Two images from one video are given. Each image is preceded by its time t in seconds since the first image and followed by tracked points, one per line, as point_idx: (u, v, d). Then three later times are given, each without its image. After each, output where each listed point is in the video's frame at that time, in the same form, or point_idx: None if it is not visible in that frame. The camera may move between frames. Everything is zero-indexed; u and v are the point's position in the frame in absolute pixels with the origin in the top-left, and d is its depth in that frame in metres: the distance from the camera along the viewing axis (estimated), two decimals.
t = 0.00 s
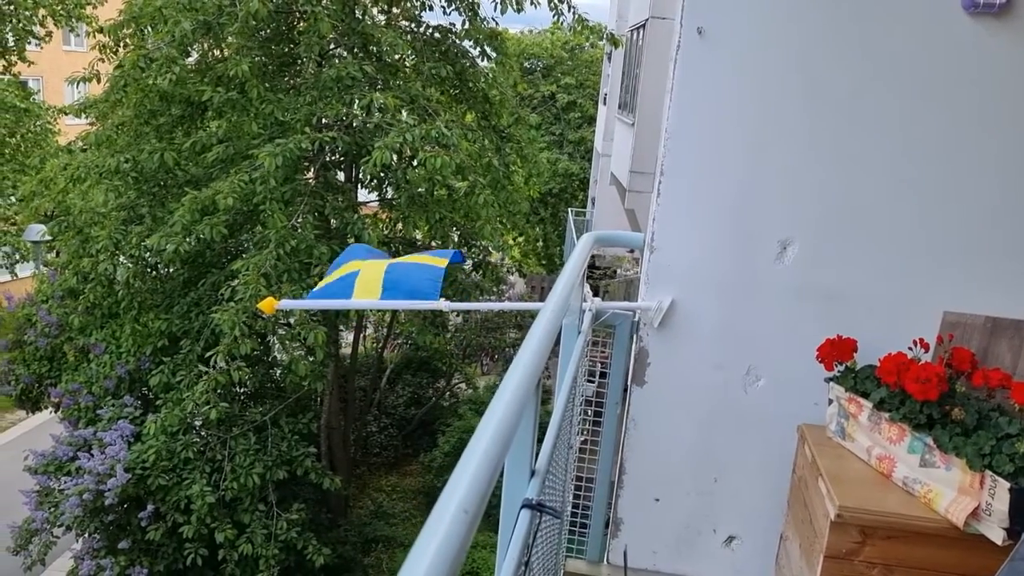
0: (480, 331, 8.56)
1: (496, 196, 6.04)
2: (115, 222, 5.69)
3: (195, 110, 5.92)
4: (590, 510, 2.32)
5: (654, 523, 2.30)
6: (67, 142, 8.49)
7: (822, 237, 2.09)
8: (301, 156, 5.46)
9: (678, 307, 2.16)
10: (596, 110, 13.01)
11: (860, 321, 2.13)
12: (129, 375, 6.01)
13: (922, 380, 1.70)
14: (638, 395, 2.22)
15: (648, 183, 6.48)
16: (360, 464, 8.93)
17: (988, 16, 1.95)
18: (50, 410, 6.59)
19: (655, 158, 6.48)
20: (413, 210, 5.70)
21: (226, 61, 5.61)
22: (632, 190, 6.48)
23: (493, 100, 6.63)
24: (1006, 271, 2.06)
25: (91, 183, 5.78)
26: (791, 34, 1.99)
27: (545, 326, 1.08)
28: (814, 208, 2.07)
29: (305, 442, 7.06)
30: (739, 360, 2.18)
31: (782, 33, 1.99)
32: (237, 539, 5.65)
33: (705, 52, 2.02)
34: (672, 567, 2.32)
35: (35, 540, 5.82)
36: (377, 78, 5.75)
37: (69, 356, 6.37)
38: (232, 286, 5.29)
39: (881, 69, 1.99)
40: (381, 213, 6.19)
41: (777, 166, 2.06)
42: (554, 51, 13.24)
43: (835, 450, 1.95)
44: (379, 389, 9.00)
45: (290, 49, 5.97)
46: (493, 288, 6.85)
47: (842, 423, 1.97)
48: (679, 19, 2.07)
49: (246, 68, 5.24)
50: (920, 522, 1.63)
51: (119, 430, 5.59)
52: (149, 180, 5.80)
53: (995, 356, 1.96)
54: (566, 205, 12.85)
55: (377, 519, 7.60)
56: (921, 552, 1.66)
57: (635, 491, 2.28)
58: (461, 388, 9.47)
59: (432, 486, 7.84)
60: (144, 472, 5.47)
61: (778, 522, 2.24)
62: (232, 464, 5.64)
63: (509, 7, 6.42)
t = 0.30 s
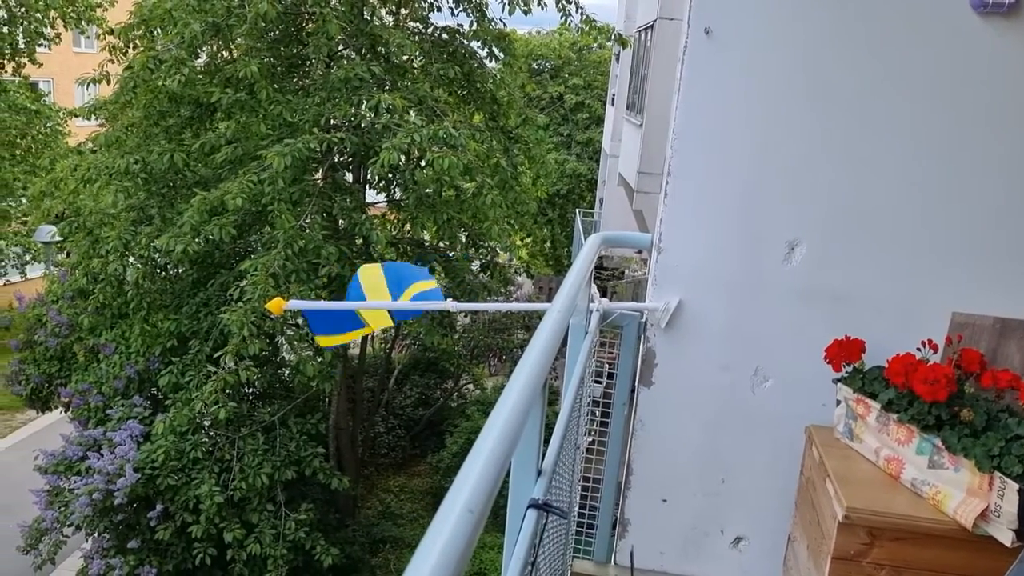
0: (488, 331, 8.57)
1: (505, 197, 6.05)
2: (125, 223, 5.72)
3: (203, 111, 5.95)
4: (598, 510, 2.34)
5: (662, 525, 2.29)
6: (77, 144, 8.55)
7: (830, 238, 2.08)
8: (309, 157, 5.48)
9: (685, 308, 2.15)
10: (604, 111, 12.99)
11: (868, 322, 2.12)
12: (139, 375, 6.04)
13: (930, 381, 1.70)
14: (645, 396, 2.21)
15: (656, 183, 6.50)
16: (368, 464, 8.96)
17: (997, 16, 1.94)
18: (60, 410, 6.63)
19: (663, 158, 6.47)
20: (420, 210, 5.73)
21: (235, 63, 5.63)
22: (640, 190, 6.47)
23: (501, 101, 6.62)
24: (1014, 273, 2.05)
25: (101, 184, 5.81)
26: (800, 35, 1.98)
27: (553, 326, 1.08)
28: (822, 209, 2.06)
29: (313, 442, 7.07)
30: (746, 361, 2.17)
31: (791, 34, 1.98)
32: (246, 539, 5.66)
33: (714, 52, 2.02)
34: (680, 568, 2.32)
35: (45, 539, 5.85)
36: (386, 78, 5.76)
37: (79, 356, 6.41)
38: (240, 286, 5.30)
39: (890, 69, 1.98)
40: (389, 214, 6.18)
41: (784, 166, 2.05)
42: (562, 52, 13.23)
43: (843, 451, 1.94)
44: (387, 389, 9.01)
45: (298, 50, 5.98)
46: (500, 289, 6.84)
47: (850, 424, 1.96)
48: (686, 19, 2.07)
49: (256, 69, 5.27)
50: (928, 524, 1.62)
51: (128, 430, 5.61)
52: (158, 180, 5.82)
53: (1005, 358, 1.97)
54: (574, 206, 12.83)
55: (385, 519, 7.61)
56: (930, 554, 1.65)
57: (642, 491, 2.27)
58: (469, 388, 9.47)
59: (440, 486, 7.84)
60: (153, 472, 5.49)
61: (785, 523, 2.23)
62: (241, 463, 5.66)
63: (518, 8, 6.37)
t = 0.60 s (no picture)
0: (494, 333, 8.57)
1: (510, 198, 6.04)
2: (132, 225, 5.75)
3: (210, 113, 5.96)
4: (602, 514, 2.29)
5: (667, 527, 2.28)
6: (83, 146, 8.58)
7: (835, 240, 2.07)
8: (315, 159, 5.49)
9: (690, 310, 2.14)
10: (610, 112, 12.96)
11: (873, 324, 2.11)
12: (145, 377, 6.06)
13: (936, 383, 1.68)
14: (650, 398, 2.21)
15: (662, 184, 6.40)
16: (375, 466, 8.99)
17: (1002, 17, 1.92)
18: (68, 411, 6.66)
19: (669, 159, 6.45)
20: (426, 212, 5.72)
21: (241, 65, 5.64)
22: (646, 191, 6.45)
23: (507, 103, 6.61)
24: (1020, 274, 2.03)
25: (109, 186, 5.84)
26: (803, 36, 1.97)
27: (557, 328, 1.07)
28: (826, 210, 2.05)
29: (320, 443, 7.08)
30: (752, 363, 2.16)
31: (794, 35, 1.98)
32: (252, 540, 5.67)
33: (718, 53, 2.01)
34: (685, 571, 2.31)
35: (53, 540, 5.87)
36: (391, 80, 5.77)
37: (87, 358, 6.43)
38: (247, 288, 5.32)
39: (894, 69, 1.97)
40: (396, 215, 6.18)
41: (789, 167, 2.04)
42: (568, 53, 13.23)
43: (848, 454, 1.93)
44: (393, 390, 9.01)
45: (304, 53, 6.00)
46: (507, 290, 6.82)
47: (855, 426, 1.95)
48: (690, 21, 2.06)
49: (262, 71, 5.28)
50: (934, 526, 1.62)
51: (135, 431, 5.63)
52: (165, 183, 5.84)
53: (1012, 360, 1.90)
54: (580, 207, 12.82)
55: (391, 521, 7.61)
56: (936, 556, 1.64)
57: (647, 493, 2.27)
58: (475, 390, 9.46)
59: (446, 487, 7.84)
60: (160, 474, 5.51)
61: (791, 525, 2.22)
62: (247, 465, 5.68)
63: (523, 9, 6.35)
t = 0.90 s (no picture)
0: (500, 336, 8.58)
1: (515, 201, 6.04)
2: (138, 229, 5.78)
3: (215, 117, 5.98)
4: (608, 516, 2.31)
5: (671, 529, 2.28)
6: (90, 150, 8.61)
7: (839, 242, 2.06)
8: (320, 162, 5.51)
9: (694, 312, 2.14)
10: (615, 113, 12.93)
11: (877, 326, 2.10)
12: (152, 380, 6.08)
13: (941, 385, 1.68)
14: (655, 400, 2.20)
15: (666, 186, 6.45)
16: (381, 468, 8.93)
17: (1005, 18, 1.92)
18: (74, 414, 6.67)
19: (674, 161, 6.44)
20: (431, 215, 5.71)
21: (246, 69, 5.65)
22: (651, 194, 6.45)
23: (511, 105, 6.61)
24: None
25: (115, 189, 5.99)
26: (807, 37, 1.97)
27: (561, 331, 1.07)
28: (829, 211, 2.05)
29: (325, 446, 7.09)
30: (757, 365, 2.15)
31: (797, 36, 1.97)
32: (258, 543, 5.68)
33: (722, 55, 2.01)
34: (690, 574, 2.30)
35: (60, 543, 5.89)
36: (396, 84, 5.77)
37: (94, 361, 6.44)
38: (253, 291, 5.34)
39: (898, 69, 1.96)
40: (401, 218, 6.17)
41: (792, 168, 2.04)
42: (572, 55, 13.23)
43: (853, 456, 1.93)
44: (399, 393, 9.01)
45: (309, 56, 6.02)
46: (512, 293, 6.81)
47: (860, 429, 1.94)
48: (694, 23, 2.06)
49: (266, 75, 5.29)
50: (939, 529, 1.61)
51: (142, 435, 5.64)
52: (171, 187, 5.90)
53: (1017, 361, 1.88)
54: (585, 209, 12.81)
55: (398, 523, 7.60)
56: (942, 559, 1.64)
57: (651, 496, 2.26)
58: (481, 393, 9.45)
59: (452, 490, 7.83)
60: (166, 476, 5.51)
61: (796, 528, 2.22)
62: (253, 468, 5.69)
63: (527, 11, 6.34)
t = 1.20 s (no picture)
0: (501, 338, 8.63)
1: (517, 204, 6.04)
2: (140, 232, 5.80)
3: (217, 120, 5.98)
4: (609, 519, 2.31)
5: (672, 532, 2.27)
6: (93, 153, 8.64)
7: (845, 242, 2.06)
8: (322, 165, 5.52)
9: (696, 315, 2.14)
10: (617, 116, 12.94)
11: (879, 328, 2.10)
12: (154, 383, 6.05)
13: (942, 388, 1.68)
14: (656, 403, 2.19)
15: (668, 189, 6.45)
16: (383, 470, 8.82)
17: (1007, 20, 1.91)
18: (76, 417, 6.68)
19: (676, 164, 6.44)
20: (433, 218, 5.73)
21: (248, 72, 5.65)
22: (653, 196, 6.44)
23: (514, 108, 6.59)
24: None
25: (117, 192, 5.95)
26: (810, 39, 1.97)
27: (560, 334, 1.07)
28: (831, 212, 2.04)
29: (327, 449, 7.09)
30: (758, 367, 2.15)
31: (801, 37, 1.97)
32: (261, 546, 5.68)
33: (726, 58, 2.01)
34: None
35: (63, 546, 5.89)
36: (398, 86, 5.78)
37: (96, 365, 6.46)
38: (255, 294, 5.35)
39: (902, 71, 1.96)
40: (402, 221, 6.18)
41: (793, 169, 2.03)
42: (575, 58, 13.24)
43: (854, 458, 1.93)
44: (401, 395, 9.00)
45: (311, 60, 6.03)
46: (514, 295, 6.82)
47: (861, 431, 1.94)
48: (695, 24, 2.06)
49: (268, 78, 5.30)
50: (939, 532, 1.61)
51: (144, 438, 5.66)
52: (173, 190, 5.89)
53: (1018, 364, 1.88)
54: (588, 211, 12.81)
55: (400, 526, 7.60)
56: (942, 562, 1.63)
57: (652, 500, 2.26)
58: (483, 395, 9.44)
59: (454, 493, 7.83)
60: (168, 479, 5.51)
61: (798, 531, 2.22)
62: (255, 471, 5.69)
63: (529, 14, 6.51)
